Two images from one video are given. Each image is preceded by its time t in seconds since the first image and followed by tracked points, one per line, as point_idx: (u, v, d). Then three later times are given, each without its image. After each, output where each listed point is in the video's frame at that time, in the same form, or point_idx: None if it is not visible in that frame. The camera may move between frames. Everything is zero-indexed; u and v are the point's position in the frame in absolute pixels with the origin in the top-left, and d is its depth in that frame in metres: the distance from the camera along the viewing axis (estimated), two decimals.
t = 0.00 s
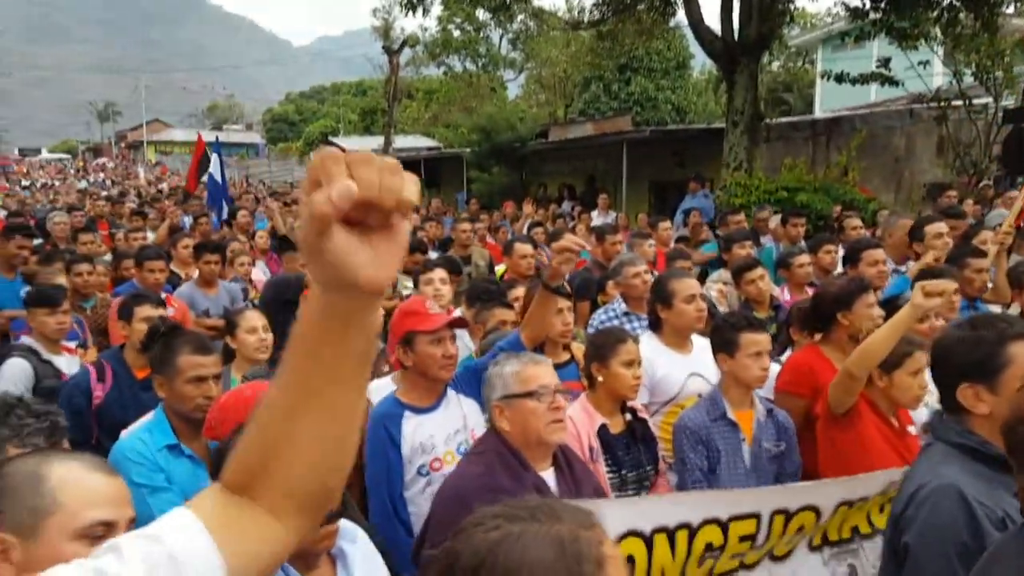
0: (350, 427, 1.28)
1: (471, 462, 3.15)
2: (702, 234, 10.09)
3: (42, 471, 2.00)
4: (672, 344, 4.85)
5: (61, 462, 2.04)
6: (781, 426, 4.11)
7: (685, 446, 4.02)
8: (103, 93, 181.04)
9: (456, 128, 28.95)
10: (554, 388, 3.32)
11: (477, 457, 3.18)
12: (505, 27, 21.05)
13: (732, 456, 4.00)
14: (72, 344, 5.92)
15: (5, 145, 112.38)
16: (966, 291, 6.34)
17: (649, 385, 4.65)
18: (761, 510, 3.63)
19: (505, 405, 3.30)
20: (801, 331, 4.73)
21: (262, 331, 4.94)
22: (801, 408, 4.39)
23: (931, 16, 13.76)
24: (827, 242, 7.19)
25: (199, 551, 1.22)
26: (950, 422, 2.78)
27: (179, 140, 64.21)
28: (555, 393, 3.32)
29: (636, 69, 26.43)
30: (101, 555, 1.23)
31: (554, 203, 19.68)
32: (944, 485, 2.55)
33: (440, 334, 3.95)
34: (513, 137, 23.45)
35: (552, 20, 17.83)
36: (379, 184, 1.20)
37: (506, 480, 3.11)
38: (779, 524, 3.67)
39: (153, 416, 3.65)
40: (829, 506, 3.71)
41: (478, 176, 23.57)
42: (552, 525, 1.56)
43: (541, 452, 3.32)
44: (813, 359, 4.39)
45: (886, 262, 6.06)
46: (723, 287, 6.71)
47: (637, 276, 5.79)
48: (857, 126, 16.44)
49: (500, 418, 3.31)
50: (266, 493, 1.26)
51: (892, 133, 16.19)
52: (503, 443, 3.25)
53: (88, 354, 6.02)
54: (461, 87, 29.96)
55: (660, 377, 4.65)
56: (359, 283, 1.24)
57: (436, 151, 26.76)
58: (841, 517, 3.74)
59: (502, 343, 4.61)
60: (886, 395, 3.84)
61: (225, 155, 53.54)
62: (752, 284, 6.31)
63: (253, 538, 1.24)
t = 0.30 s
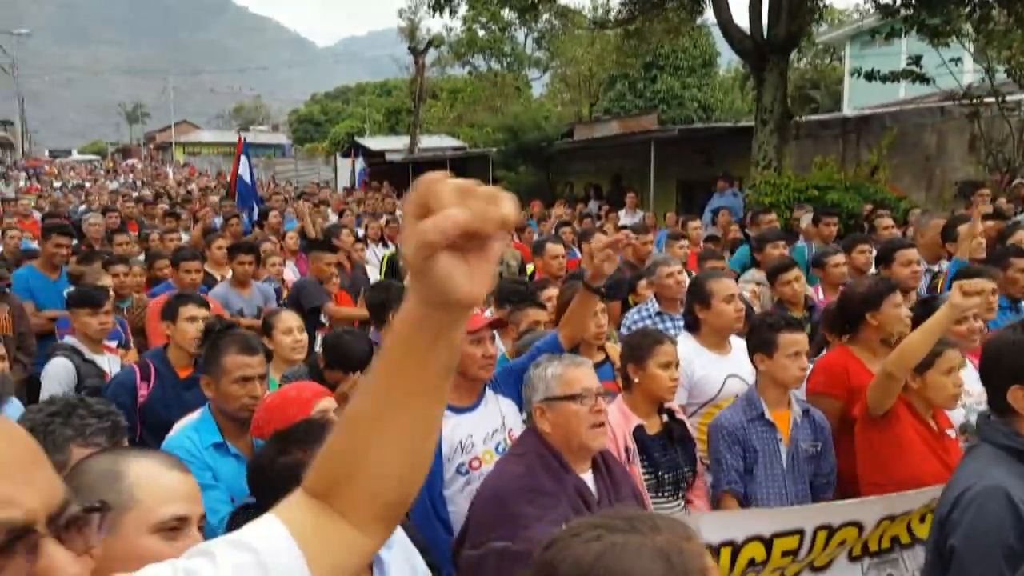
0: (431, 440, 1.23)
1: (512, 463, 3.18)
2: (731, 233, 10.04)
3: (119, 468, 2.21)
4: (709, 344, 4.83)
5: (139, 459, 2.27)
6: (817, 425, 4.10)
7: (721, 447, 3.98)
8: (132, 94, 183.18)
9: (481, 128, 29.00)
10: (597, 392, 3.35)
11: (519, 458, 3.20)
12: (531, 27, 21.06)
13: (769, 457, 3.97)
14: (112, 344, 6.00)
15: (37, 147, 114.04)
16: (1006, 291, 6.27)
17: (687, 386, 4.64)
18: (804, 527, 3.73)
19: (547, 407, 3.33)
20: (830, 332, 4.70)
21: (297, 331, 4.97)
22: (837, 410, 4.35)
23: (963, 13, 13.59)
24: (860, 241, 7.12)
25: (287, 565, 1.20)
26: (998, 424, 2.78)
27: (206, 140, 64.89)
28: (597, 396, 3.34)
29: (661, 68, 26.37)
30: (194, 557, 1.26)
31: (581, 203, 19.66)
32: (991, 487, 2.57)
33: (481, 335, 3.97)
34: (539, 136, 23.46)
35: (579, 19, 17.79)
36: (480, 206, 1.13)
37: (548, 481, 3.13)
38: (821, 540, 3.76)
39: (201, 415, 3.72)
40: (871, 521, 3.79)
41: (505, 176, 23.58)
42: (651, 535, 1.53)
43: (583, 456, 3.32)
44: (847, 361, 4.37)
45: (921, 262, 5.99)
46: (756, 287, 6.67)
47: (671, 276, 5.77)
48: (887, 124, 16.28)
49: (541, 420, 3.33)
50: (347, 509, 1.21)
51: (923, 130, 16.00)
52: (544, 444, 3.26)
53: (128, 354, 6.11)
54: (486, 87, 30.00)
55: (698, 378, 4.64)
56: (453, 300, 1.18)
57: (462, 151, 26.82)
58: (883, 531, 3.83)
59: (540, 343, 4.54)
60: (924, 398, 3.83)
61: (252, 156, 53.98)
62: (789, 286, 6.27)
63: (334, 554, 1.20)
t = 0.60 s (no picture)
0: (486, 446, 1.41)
1: (531, 464, 3.20)
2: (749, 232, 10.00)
3: (157, 464, 2.27)
4: (732, 344, 4.82)
5: (174, 457, 2.33)
6: (833, 422, 4.11)
7: (740, 451, 3.93)
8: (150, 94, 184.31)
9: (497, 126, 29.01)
10: (617, 392, 3.34)
11: (538, 459, 3.23)
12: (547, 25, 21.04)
13: (790, 457, 3.96)
14: (136, 343, 6.07)
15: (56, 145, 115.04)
16: None
17: (710, 387, 4.65)
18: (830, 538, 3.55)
19: (567, 407, 3.33)
20: (846, 332, 4.69)
21: (319, 331, 5.01)
22: (853, 414, 4.35)
23: (984, 9, 13.46)
24: (881, 240, 7.07)
25: (345, 561, 1.31)
26: None
27: (222, 139, 65.23)
28: (618, 396, 3.34)
29: (678, 65, 26.29)
30: (252, 555, 1.34)
31: (597, 201, 19.63)
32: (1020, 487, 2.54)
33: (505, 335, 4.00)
34: (555, 134, 23.45)
35: (594, 17, 17.75)
36: (560, 227, 1.37)
37: (565, 482, 3.14)
38: (846, 548, 3.58)
39: (228, 413, 3.77)
40: (895, 529, 3.64)
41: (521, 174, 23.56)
42: (710, 548, 1.57)
43: (603, 456, 3.32)
44: (862, 364, 4.37)
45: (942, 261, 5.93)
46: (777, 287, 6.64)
47: (690, 275, 5.75)
48: (907, 121, 16.16)
49: (561, 419, 3.33)
50: (403, 506, 1.37)
51: (942, 128, 15.85)
52: (565, 445, 3.28)
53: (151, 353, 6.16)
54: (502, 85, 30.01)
55: (722, 379, 4.63)
56: (524, 312, 1.40)
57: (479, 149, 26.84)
58: (903, 535, 3.68)
59: (564, 343, 4.56)
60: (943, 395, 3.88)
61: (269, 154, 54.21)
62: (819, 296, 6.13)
63: (394, 548, 1.35)
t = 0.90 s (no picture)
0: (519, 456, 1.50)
1: (545, 461, 3.22)
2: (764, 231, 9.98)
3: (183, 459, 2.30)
4: (750, 343, 4.81)
5: (198, 451, 2.38)
6: (846, 415, 4.12)
7: (756, 453, 3.88)
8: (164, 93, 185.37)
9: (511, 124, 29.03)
10: (630, 388, 3.34)
11: (552, 455, 3.24)
12: (559, 23, 21.03)
13: (808, 455, 3.94)
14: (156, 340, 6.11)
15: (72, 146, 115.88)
16: None
17: (728, 386, 4.64)
18: (830, 524, 3.49)
19: (580, 405, 3.32)
20: (861, 331, 4.67)
21: (337, 329, 5.02)
22: (865, 415, 4.34)
23: (1001, 5, 13.36)
24: (898, 238, 7.04)
25: (387, 561, 1.44)
26: None
27: (237, 138, 65.64)
28: (630, 393, 3.33)
29: (691, 62, 26.27)
30: (298, 554, 1.49)
31: (611, 199, 19.62)
32: None
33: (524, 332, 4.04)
34: (569, 132, 23.46)
35: (608, 15, 17.72)
36: (594, 243, 1.42)
37: (579, 479, 3.16)
38: (848, 537, 3.53)
39: (250, 410, 3.79)
40: (897, 516, 3.60)
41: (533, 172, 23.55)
42: (738, 570, 1.63)
43: (618, 453, 3.33)
44: (875, 365, 4.35)
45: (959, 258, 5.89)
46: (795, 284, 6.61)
47: (704, 273, 5.74)
48: (923, 119, 16.08)
49: (575, 417, 3.33)
50: (440, 511, 1.49)
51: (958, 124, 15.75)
52: (579, 443, 3.28)
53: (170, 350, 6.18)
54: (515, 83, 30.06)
55: (740, 377, 4.62)
56: (555, 327, 1.45)
57: (492, 147, 26.86)
58: (909, 527, 3.65)
59: (586, 342, 4.61)
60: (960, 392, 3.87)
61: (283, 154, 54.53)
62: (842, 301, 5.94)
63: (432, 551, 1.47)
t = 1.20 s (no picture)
0: (521, 461, 1.60)
1: (565, 431, 3.24)
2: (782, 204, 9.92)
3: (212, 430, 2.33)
4: (771, 316, 4.80)
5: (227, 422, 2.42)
6: (867, 388, 4.11)
7: (774, 425, 3.89)
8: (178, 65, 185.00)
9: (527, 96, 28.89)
10: (647, 359, 3.34)
11: (571, 426, 3.26)
12: None
13: (827, 428, 3.93)
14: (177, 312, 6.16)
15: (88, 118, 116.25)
16: None
17: (748, 359, 4.65)
18: (840, 493, 3.49)
19: (598, 375, 3.32)
20: (882, 304, 4.64)
21: (355, 301, 5.04)
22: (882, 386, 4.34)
23: None
24: (918, 211, 6.98)
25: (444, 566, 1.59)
26: None
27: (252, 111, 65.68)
28: (648, 364, 3.33)
29: (709, 34, 25.99)
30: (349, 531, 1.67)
31: (627, 172, 19.54)
32: None
33: (546, 306, 4.07)
34: (585, 104, 23.33)
35: None
36: (454, 296, 1.41)
37: (598, 449, 3.19)
38: (859, 507, 3.52)
39: (272, 382, 3.83)
40: (909, 486, 3.60)
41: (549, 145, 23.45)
42: (753, 533, 1.65)
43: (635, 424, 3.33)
44: (894, 339, 4.34)
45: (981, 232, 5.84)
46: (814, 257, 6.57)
47: (721, 246, 5.71)
48: (944, 90, 15.87)
49: (593, 387, 3.33)
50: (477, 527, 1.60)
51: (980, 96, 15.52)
52: (598, 413, 3.29)
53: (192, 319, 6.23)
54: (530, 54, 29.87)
55: (759, 352, 4.62)
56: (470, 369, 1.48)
57: (507, 119, 26.76)
58: (921, 499, 3.64)
59: (607, 315, 4.66)
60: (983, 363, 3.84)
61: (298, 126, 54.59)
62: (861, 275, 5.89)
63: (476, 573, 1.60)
